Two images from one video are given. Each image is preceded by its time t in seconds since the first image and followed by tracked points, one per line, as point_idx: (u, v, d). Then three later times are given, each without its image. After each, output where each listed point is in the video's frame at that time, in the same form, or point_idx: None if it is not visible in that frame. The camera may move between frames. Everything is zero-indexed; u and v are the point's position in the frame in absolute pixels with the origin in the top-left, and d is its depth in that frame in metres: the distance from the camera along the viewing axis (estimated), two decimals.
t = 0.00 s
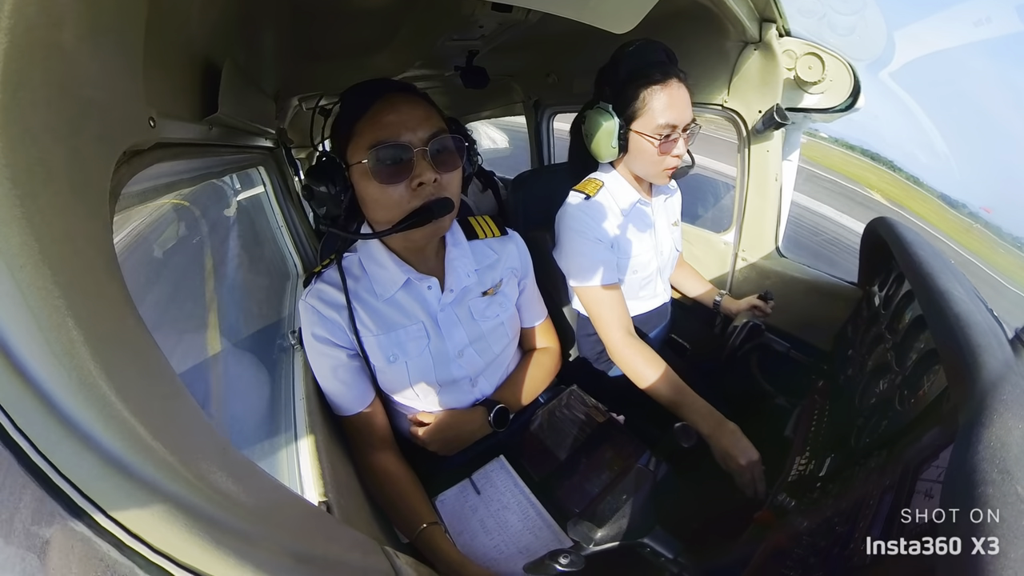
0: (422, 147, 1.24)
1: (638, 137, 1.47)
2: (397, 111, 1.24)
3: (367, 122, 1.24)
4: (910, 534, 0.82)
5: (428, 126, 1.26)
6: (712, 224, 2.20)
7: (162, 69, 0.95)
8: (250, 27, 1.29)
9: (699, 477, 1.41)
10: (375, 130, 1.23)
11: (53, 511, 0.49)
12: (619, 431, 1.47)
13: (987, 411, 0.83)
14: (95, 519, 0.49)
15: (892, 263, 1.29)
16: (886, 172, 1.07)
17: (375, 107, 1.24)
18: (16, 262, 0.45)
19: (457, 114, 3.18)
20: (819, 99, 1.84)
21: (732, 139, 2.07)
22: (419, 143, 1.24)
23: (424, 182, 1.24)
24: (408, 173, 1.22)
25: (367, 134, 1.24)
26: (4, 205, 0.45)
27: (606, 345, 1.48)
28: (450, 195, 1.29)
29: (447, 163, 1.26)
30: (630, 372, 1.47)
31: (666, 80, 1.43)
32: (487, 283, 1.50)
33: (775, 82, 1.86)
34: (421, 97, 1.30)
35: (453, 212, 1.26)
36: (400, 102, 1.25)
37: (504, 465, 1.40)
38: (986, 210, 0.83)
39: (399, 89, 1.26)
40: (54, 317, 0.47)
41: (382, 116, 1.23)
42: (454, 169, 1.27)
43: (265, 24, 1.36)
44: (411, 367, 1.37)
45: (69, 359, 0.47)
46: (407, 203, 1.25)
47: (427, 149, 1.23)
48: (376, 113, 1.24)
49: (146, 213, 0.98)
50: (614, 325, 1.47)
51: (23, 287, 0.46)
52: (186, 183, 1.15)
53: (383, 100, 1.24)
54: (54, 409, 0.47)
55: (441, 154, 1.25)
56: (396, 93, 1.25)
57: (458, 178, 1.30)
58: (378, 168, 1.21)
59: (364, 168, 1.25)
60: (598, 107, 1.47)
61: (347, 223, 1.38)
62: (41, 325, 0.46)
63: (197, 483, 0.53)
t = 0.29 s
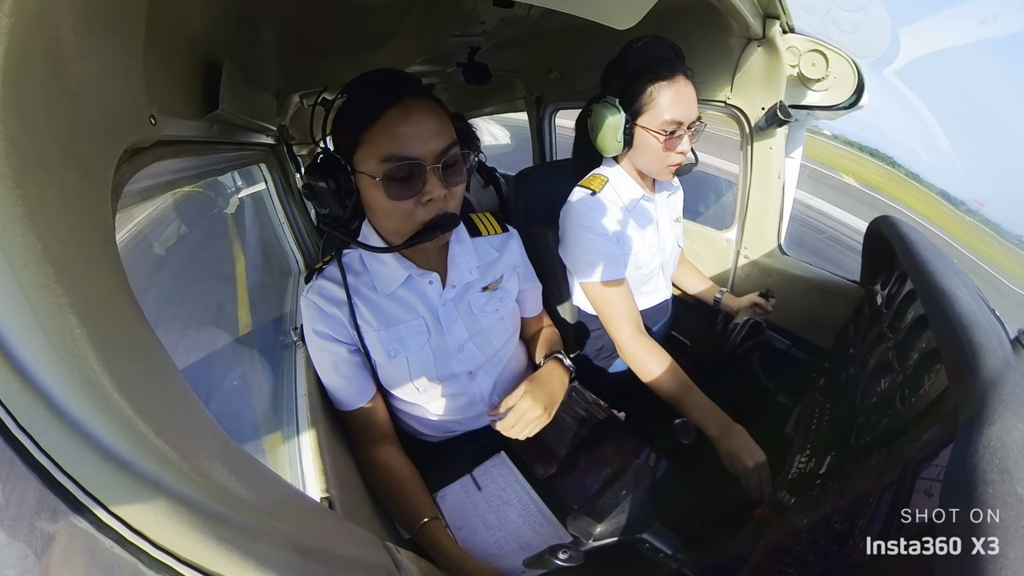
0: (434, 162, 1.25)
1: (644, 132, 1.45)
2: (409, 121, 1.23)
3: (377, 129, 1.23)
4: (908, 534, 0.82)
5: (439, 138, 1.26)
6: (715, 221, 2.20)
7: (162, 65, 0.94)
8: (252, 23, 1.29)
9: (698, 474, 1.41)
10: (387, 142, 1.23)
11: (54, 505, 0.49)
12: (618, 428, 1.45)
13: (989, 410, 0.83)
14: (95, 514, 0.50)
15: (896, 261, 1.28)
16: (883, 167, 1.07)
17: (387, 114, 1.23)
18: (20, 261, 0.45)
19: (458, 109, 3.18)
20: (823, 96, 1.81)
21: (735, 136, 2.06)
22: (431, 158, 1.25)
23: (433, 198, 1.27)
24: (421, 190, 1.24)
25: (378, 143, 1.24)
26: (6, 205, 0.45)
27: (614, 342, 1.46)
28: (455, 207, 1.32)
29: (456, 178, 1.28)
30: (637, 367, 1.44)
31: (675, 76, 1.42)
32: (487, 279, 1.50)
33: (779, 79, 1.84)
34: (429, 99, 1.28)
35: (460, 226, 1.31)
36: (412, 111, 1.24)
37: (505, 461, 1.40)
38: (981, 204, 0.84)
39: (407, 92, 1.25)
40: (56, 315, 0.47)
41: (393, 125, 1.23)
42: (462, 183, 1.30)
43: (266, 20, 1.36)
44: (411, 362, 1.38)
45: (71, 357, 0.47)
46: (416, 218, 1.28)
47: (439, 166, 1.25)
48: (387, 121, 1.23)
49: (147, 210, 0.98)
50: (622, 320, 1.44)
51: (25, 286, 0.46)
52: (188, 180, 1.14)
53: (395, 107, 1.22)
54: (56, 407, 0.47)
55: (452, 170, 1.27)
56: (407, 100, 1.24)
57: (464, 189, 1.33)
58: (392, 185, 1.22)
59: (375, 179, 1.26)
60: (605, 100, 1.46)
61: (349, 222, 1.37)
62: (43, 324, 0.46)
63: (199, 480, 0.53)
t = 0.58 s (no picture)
0: (445, 174, 1.29)
1: (648, 124, 1.40)
2: (421, 131, 1.25)
3: (389, 137, 1.24)
4: (908, 533, 0.82)
5: (450, 148, 1.29)
6: (716, 217, 2.20)
7: (162, 63, 0.94)
8: (251, 20, 1.28)
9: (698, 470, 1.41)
10: (401, 153, 1.25)
11: (56, 501, 0.49)
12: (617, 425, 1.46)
13: (989, 409, 0.83)
14: (99, 511, 0.50)
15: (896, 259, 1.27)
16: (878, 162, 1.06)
17: (399, 124, 1.24)
18: (23, 261, 0.46)
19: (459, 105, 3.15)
20: (825, 93, 1.81)
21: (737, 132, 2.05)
22: (443, 170, 1.29)
23: (441, 208, 1.32)
24: (432, 201, 1.29)
25: (390, 153, 1.25)
26: (8, 206, 0.45)
27: (619, 340, 1.44)
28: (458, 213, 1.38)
29: (463, 188, 1.34)
30: (640, 363, 1.43)
31: (675, 70, 1.39)
32: (489, 275, 1.50)
33: (780, 76, 1.83)
34: (438, 104, 1.29)
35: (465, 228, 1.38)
36: (423, 122, 1.26)
37: (506, 456, 1.41)
38: (973, 196, 0.85)
39: (416, 98, 1.26)
40: (59, 314, 0.47)
41: (407, 135, 1.25)
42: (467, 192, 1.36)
43: (266, 17, 1.35)
44: (415, 358, 1.38)
45: (73, 355, 0.48)
46: (423, 225, 1.33)
47: (451, 178, 1.29)
48: (399, 131, 1.25)
49: (148, 208, 0.98)
50: (628, 316, 1.42)
51: (28, 285, 0.46)
52: (188, 177, 1.14)
53: (409, 116, 1.24)
54: (60, 405, 0.48)
55: (461, 181, 1.32)
56: (418, 109, 1.25)
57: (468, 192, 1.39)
58: (406, 197, 1.26)
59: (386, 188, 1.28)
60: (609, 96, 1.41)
61: (350, 221, 1.34)
62: (45, 321, 0.47)
63: (202, 477, 0.54)
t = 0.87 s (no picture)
0: (442, 181, 1.28)
1: (652, 120, 1.35)
2: (417, 139, 1.24)
3: (385, 144, 1.23)
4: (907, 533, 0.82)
5: (447, 155, 1.28)
6: (714, 213, 2.19)
7: (156, 64, 0.94)
8: (246, 20, 1.27)
9: (698, 465, 1.41)
10: (397, 161, 1.24)
11: (63, 505, 0.49)
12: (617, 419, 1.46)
13: (988, 403, 0.84)
14: (105, 515, 0.50)
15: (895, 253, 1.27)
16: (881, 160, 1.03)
17: (395, 131, 1.23)
18: (20, 263, 0.46)
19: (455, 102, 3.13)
20: (823, 87, 1.80)
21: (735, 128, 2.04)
22: (439, 177, 1.28)
23: (438, 214, 1.32)
24: (427, 209, 1.28)
25: (386, 160, 1.24)
26: (4, 209, 0.45)
27: (633, 335, 1.40)
28: (456, 217, 1.38)
29: (460, 194, 1.33)
30: (656, 359, 1.38)
31: (676, 66, 1.34)
32: (489, 273, 1.50)
33: (779, 70, 1.84)
34: (436, 108, 1.27)
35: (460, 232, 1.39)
36: (420, 128, 1.24)
37: (507, 452, 1.41)
38: (966, 190, 0.85)
39: (413, 103, 1.24)
40: (57, 316, 0.47)
41: (403, 143, 1.23)
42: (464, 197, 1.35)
43: (260, 16, 1.34)
44: (414, 355, 1.38)
45: (73, 357, 0.48)
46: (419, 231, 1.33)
47: (447, 186, 1.29)
48: (395, 138, 1.24)
49: (145, 210, 0.98)
50: (642, 311, 1.38)
51: (25, 286, 0.46)
52: (185, 179, 1.13)
53: (404, 124, 1.23)
54: (61, 407, 0.48)
55: (457, 187, 1.31)
56: (415, 116, 1.24)
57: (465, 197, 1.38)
58: (401, 206, 1.25)
59: (382, 195, 1.28)
60: (610, 93, 1.34)
61: (345, 224, 1.35)
62: (44, 324, 0.46)
63: (205, 478, 0.53)
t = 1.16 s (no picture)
0: (405, 202, 1.22)
1: (634, 120, 1.36)
2: (374, 162, 1.16)
3: (340, 170, 1.16)
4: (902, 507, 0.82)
5: (408, 174, 1.20)
6: (697, 205, 2.22)
7: (130, 75, 0.91)
8: (220, 27, 1.25)
9: (693, 455, 1.43)
10: (356, 190, 1.18)
11: (61, 543, 0.47)
12: (611, 413, 1.47)
13: (971, 375, 0.88)
14: (105, 547, 0.48)
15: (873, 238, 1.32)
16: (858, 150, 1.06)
17: (351, 157, 1.15)
18: None
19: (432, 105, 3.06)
20: (798, 78, 1.87)
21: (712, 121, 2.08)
22: (401, 199, 1.22)
23: (406, 234, 1.27)
24: (393, 232, 1.24)
25: (346, 188, 1.18)
26: None
27: (621, 333, 1.42)
28: (428, 230, 1.33)
29: (427, 210, 1.27)
30: (646, 355, 1.41)
31: (657, 65, 1.34)
32: (470, 276, 1.48)
33: (755, 63, 1.90)
34: (392, 121, 1.18)
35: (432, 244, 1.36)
36: (377, 151, 1.16)
37: (503, 453, 1.42)
38: (941, 173, 0.87)
39: (366, 120, 1.15)
40: (39, 336, 0.46)
41: (359, 168, 1.16)
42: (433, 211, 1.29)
43: (235, 23, 1.32)
44: (397, 364, 1.37)
45: (55, 379, 0.47)
46: (390, 251, 1.29)
47: (411, 207, 1.23)
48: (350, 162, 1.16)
49: (123, 226, 0.95)
50: (628, 309, 1.40)
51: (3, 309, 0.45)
52: (163, 192, 1.10)
53: (357, 147, 1.15)
54: (45, 433, 0.46)
55: (423, 205, 1.25)
56: (369, 137, 1.15)
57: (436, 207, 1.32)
58: (364, 235, 1.21)
59: (345, 221, 1.23)
60: (591, 92, 1.32)
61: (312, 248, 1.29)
62: (25, 346, 0.46)
63: (199, 499, 0.52)
